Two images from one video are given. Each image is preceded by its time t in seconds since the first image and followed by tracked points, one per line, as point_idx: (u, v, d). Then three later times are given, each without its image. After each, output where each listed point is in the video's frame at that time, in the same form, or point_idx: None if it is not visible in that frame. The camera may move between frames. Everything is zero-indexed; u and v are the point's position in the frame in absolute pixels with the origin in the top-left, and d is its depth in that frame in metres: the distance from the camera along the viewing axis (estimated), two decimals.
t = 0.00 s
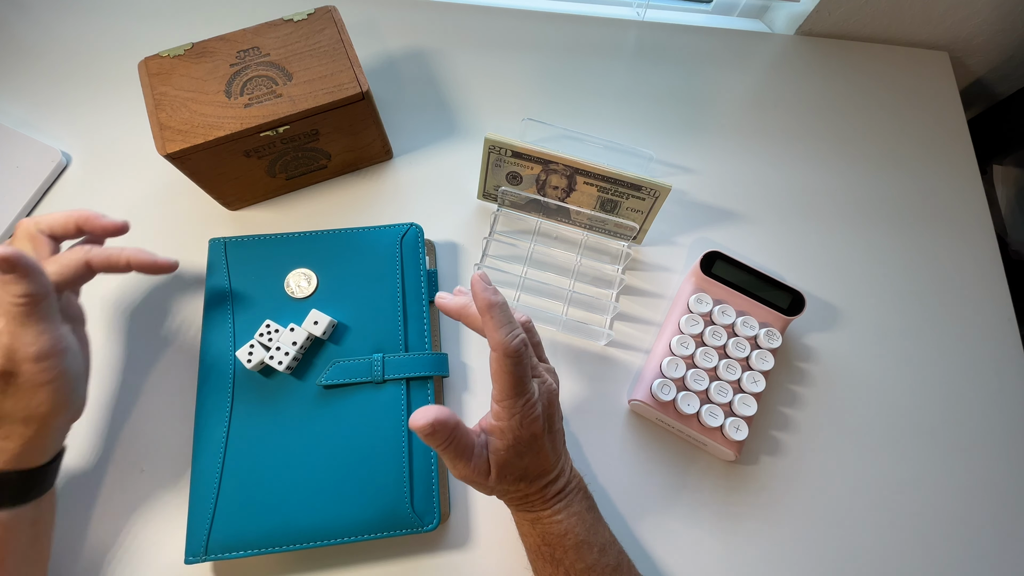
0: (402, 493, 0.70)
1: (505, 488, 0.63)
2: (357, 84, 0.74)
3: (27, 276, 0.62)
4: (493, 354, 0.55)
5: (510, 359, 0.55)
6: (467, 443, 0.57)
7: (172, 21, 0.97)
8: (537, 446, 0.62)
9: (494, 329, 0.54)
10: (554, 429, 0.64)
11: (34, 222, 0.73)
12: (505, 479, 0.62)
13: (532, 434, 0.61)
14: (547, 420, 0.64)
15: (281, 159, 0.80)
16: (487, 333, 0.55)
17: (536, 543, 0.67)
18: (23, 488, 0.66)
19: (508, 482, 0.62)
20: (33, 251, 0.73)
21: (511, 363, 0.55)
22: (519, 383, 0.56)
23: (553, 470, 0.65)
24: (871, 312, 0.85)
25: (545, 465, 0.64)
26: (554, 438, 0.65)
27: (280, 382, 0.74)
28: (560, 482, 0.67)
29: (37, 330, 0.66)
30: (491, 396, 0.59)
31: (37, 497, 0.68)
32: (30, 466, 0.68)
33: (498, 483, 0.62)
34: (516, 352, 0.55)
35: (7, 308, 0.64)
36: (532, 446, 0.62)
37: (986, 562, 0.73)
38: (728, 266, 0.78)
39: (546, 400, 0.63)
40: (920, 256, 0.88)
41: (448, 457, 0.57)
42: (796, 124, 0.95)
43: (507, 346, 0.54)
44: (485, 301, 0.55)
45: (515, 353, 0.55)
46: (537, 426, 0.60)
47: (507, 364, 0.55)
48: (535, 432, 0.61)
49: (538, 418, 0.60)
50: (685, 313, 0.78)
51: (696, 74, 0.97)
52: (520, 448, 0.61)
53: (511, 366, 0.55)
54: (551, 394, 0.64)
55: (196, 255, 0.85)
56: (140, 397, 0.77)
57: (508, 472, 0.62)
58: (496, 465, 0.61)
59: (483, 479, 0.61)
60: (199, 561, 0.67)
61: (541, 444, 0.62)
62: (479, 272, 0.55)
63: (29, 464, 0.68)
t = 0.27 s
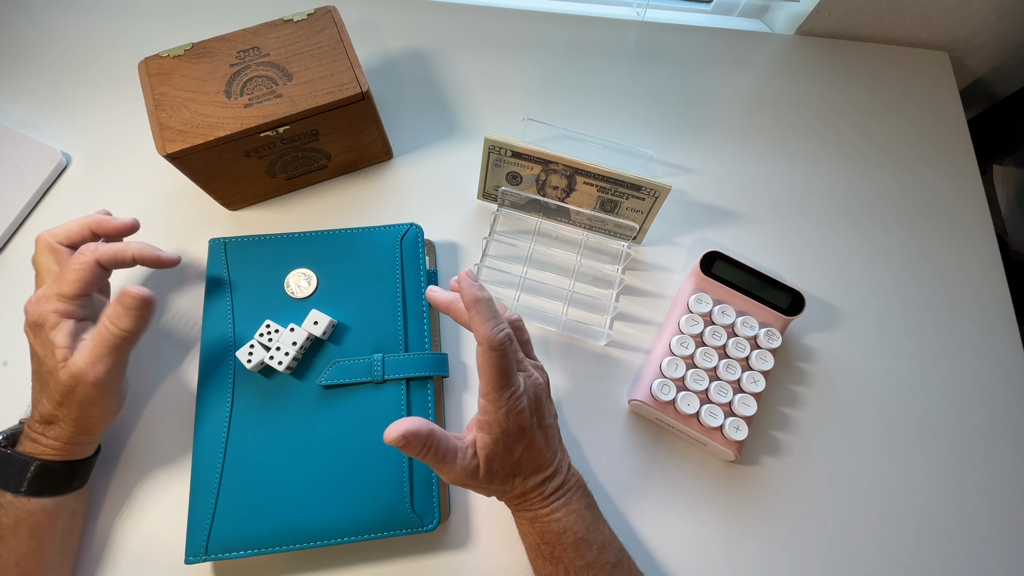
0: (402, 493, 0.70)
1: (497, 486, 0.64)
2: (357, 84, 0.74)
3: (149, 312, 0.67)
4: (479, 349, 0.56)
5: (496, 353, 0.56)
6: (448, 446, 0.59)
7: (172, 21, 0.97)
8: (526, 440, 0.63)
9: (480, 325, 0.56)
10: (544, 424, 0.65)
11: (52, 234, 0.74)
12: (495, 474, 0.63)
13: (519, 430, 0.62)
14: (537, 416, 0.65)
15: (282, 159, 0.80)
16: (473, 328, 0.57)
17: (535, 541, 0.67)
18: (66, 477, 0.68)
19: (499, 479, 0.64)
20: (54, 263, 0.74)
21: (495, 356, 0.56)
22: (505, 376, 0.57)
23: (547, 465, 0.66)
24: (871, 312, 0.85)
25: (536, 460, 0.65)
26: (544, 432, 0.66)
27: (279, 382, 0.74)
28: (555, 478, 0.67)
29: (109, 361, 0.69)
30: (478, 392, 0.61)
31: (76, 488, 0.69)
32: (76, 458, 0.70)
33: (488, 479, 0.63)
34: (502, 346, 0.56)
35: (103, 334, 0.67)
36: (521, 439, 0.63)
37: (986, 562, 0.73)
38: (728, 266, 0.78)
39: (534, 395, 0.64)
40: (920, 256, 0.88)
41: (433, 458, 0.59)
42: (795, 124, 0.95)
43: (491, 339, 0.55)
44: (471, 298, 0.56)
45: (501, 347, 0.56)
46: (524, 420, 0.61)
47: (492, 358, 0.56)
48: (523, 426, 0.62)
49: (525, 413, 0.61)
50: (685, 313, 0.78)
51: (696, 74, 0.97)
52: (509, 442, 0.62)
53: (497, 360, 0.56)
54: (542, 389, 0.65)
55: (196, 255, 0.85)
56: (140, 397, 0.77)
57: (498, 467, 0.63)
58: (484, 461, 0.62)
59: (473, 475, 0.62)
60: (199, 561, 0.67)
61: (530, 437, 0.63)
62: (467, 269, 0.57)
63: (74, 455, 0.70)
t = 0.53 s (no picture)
0: (402, 493, 0.70)
1: (491, 485, 0.65)
2: (357, 84, 0.74)
3: (109, 307, 0.63)
4: (467, 350, 0.57)
5: (484, 353, 0.56)
6: (438, 447, 0.60)
7: (172, 21, 0.97)
8: (518, 439, 0.63)
9: (468, 323, 0.56)
10: (537, 423, 0.66)
11: (85, 247, 0.72)
12: (488, 473, 0.64)
13: (510, 430, 0.62)
14: (529, 415, 0.65)
15: (282, 159, 0.80)
16: (462, 328, 0.57)
17: (531, 541, 0.67)
18: (57, 488, 0.68)
19: (493, 479, 0.65)
20: (81, 276, 0.72)
21: (483, 357, 0.56)
22: (494, 376, 0.58)
23: (541, 465, 0.66)
24: (871, 312, 0.85)
25: (530, 459, 0.65)
26: (537, 432, 0.66)
27: (280, 382, 0.74)
28: (551, 477, 0.67)
29: (89, 366, 0.67)
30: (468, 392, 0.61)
31: (65, 499, 0.69)
32: (72, 467, 0.70)
33: (482, 478, 0.64)
34: (490, 346, 0.56)
35: (74, 340, 0.65)
36: (513, 439, 0.63)
37: (986, 562, 0.73)
38: (728, 266, 0.78)
39: (526, 394, 0.64)
40: (920, 256, 0.88)
41: (423, 460, 0.59)
42: (795, 124, 0.95)
43: (479, 339, 0.55)
44: (460, 297, 0.57)
45: (489, 347, 0.56)
46: (515, 420, 0.61)
47: (480, 359, 0.57)
48: (514, 425, 0.62)
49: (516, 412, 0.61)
50: (685, 313, 0.78)
51: (696, 74, 0.97)
52: (501, 441, 0.62)
53: (486, 360, 0.57)
54: (534, 388, 0.65)
55: (196, 256, 0.85)
56: (141, 397, 0.77)
57: (491, 466, 0.63)
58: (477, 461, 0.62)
59: (466, 475, 0.63)
60: (199, 561, 0.67)
61: (523, 436, 0.64)
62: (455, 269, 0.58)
63: (70, 464, 0.69)
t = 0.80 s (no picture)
0: (402, 494, 0.70)
1: (486, 488, 0.65)
2: (357, 84, 0.74)
3: (76, 322, 0.60)
4: (460, 352, 0.57)
5: (477, 355, 0.56)
6: (433, 450, 0.60)
7: (172, 21, 0.97)
8: (512, 441, 0.64)
9: (461, 327, 0.56)
10: (531, 425, 0.66)
11: (69, 249, 0.72)
12: (482, 475, 0.64)
13: (504, 432, 0.62)
14: (523, 417, 0.65)
15: (282, 159, 0.80)
16: (455, 331, 0.57)
17: (527, 543, 0.67)
18: (59, 489, 0.68)
19: (488, 481, 0.65)
20: (67, 278, 0.73)
21: (475, 360, 0.57)
22: (486, 379, 0.58)
23: (536, 466, 0.66)
24: (871, 312, 0.85)
25: (524, 461, 0.66)
26: (531, 433, 0.66)
27: (280, 382, 0.74)
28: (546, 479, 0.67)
29: (79, 374, 0.66)
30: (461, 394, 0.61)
31: (67, 501, 0.69)
32: (74, 468, 0.70)
33: (476, 481, 0.64)
34: (482, 348, 0.56)
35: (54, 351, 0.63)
36: (507, 441, 0.63)
37: (986, 562, 0.73)
38: (728, 266, 0.78)
39: (518, 396, 0.64)
40: (920, 256, 0.88)
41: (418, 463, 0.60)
42: (795, 124, 0.95)
43: (471, 342, 0.56)
44: (453, 300, 0.57)
45: (481, 350, 0.56)
46: (508, 422, 0.62)
47: (472, 362, 0.57)
48: (507, 427, 0.62)
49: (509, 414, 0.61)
50: (685, 313, 0.78)
51: (696, 74, 0.97)
52: (494, 443, 0.62)
53: (478, 363, 0.57)
54: (527, 390, 0.65)
55: (196, 256, 0.85)
56: (141, 397, 0.77)
57: (485, 468, 0.64)
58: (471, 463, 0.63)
59: (460, 477, 0.63)
60: (199, 561, 0.67)
61: (516, 438, 0.64)
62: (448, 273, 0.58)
63: (73, 465, 0.69)
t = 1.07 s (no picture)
0: (402, 494, 0.70)
1: (480, 484, 0.66)
2: (357, 84, 0.74)
3: (132, 325, 0.63)
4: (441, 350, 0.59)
5: (457, 352, 0.58)
6: (424, 447, 0.62)
7: (172, 22, 0.97)
8: (503, 438, 0.64)
9: (441, 322, 0.58)
10: (522, 421, 0.66)
11: (118, 259, 0.72)
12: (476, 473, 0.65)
13: (494, 428, 0.63)
14: (512, 411, 0.65)
15: (282, 159, 0.80)
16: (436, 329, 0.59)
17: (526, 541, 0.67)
18: (76, 485, 0.69)
19: (482, 478, 0.65)
20: (111, 286, 0.73)
21: (455, 356, 0.58)
22: (468, 375, 0.59)
23: (530, 463, 0.66)
24: (871, 312, 0.85)
25: (518, 457, 0.66)
26: (522, 429, 0.66)
27: (280, 382, 0.74)
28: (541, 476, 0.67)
29: (123, 374, 0.67)
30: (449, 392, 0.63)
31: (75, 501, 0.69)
32: (92, 466, 0.70)
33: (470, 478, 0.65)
34: (461, 344, 0.58)
35: (103, 352, 0.65)
36: (498, 437, 0.64)
37: (986, 562, 0.73)
38: (728, 266, 0.78)
39: (507, 392, 0.65)
40: (920, 256, 0.88)
41: (410, 461, 0.61)
42: (795, 124, 0.95)
43: (448, 338, 0.57)
44: (434, 299, 0.59)
45: (459, 345, 0.58)
46: (497, 418, 0.62)
47: (452, 358, 0.58)
48: (496, 423, 0.63)
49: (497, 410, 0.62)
50: (685, 313, 0.78)
51: (696, 74, 0.97)
52: (486, 439, 0.63)
53: (459, 359, 0.58)
54: (516, 387, 0.66)
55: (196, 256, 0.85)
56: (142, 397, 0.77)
57: (478, 465, 0.64)
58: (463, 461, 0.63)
59: (453, 474, 0.64)
60: (199, 561, 0.67)
61: (507, 434, 0.64)
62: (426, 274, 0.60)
63: (92, 464, 0.70)
